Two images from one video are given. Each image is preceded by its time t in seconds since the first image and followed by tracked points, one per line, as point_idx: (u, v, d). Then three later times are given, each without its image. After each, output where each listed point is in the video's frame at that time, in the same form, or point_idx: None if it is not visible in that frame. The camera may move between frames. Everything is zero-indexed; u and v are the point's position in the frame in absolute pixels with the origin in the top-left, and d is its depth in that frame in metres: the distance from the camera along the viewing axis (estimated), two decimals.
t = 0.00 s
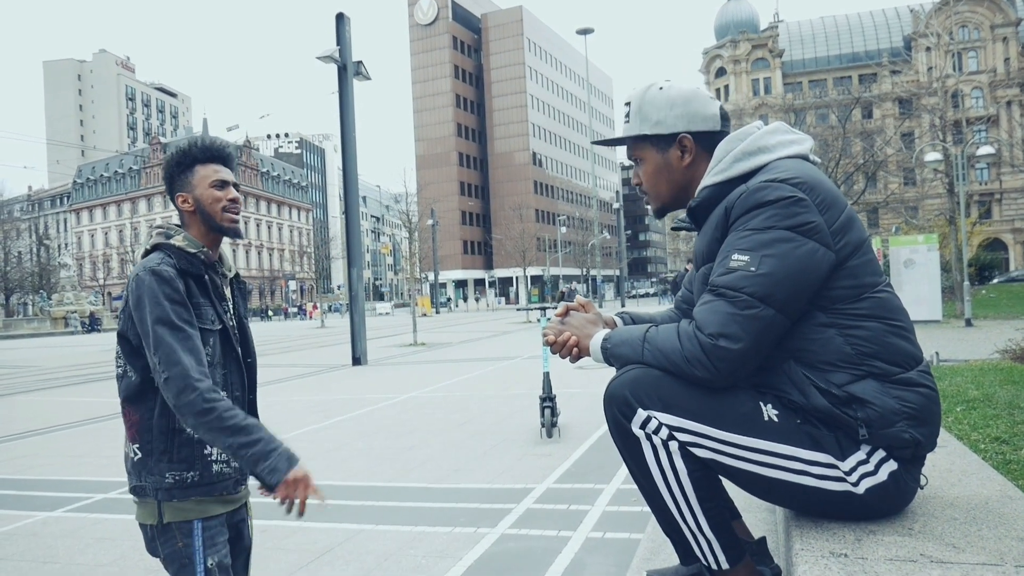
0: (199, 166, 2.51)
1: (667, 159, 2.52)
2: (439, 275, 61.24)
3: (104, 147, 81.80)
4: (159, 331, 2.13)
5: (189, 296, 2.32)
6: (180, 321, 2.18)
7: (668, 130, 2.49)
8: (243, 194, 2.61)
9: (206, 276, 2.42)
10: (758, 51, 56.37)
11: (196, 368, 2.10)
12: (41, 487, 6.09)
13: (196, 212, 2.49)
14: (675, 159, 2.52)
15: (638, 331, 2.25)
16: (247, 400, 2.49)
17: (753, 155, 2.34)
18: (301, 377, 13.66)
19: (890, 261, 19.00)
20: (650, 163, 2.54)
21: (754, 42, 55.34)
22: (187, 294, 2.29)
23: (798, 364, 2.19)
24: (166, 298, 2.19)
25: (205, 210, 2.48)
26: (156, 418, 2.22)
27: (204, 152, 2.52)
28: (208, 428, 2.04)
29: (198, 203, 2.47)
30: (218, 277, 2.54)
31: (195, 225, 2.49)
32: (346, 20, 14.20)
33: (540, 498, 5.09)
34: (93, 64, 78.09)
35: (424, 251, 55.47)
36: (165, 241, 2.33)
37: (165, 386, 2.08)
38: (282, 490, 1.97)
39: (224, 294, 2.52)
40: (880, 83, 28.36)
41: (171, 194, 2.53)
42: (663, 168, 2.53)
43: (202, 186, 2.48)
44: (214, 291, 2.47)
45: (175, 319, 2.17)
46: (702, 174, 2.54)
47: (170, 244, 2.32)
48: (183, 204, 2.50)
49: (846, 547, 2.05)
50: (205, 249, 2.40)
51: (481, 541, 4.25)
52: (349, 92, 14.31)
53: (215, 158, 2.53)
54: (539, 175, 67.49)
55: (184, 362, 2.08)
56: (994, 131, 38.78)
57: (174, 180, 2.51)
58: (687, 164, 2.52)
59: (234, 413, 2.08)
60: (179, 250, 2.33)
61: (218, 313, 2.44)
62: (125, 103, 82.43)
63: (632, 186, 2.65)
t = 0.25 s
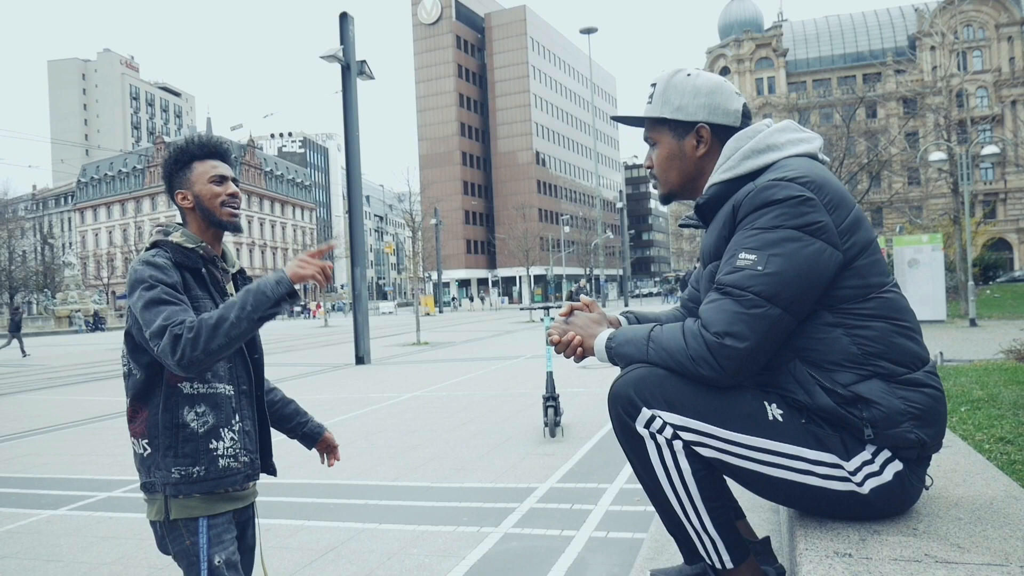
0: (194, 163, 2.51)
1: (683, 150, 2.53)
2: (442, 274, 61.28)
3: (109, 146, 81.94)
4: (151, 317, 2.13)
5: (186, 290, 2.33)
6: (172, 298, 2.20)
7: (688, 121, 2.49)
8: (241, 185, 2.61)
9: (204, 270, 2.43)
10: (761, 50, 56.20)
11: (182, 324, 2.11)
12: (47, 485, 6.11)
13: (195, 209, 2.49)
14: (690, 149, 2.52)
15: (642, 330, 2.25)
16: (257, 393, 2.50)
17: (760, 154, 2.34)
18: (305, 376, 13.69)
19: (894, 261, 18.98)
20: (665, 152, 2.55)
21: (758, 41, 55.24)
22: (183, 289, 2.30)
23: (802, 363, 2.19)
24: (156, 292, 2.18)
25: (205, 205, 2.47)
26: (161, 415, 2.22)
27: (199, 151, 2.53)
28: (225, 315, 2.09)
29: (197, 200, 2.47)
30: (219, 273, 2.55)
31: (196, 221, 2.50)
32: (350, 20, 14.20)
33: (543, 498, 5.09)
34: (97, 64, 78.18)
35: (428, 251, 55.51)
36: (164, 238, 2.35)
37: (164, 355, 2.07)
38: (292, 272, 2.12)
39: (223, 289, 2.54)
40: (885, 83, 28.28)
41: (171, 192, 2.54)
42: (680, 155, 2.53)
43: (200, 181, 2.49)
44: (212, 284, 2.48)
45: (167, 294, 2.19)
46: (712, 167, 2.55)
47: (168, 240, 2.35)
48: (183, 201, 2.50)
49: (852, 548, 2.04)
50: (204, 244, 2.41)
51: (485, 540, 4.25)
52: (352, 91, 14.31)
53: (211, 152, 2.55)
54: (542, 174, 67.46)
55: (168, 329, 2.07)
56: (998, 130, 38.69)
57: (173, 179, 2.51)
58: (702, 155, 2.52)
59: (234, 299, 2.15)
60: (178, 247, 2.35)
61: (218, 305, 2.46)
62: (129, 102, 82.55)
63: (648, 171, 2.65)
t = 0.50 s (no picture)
0: (247, 168, 2.51)
1: (691, 146, 2.52)
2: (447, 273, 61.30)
3: (115, 145, 82.18)
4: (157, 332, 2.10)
5: (206, 298, 2.31)
6: (180, 312, 2.15)
7: (696, 116, 2.49)
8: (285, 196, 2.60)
9: (230, 276, 2.42)
10: (767, 48, 56.02)
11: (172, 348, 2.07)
12: (53, 482, 6.15)
13: (234, 214, 2.48)
14: (698, 146, 2.52)
15: (649, 329, 2.24)
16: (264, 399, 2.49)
17: (766, 152, 2.33)
18: (310, 374, 13.73)
19: (900, 260, 18.91)
20: (672, 146, 2.54)
21: (763, 39, 55.08)
22: (202, 298, 2.28)
23: (808, 360, 2.18)
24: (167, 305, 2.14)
25: (245, 214, 2.46)
26: (165, 421, 2.20)
27: (252, 158, 2.53)
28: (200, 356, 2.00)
29: (238, 207, 2.46)
30: (243, 280, 2.53)
31: (232, 227, 2.49)
32: (355, 18, 14.22)
33: (548, 496, 5.09)
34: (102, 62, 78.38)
35: (432, 249, 55.61)
36: (195, 239, 2.34)
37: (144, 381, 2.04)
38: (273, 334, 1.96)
39: (247, 299, 2.52)
40: (891, 81, 28.23)
41: (214, 193, 2.53)
42: (686, 151, 2.54)
43: (246, 192, 2.47)
44: (236, 292, 2.46)
45: (178, 308, 2.14)
46: (719, 164, 2.54)
47: (199, 243, 2.34)
48: (223, 203, 2.50)
49: (858, 546, 2.04)
50: (235, 251, 2.40)
51: (490, 537, 4.26)
52: (357, 89, 14.32)
53: (264, 163, 2.55)
54: (547, 173, 67.45)
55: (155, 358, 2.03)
56: (1005, 129, 38.52)
57: (220, 179, 2.51)
58: (710, 151, 2.52)
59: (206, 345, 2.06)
60: (208, 249, 2.34)
61: (236, 317, 2.43)
62: (135, 101, 82.80)
63: (655, 165, 2.65)
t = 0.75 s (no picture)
0: (249, 160, 2.52)
1: (705, 135, 2.52)
2: (452, 269, 61.32)
3: (121, 141, 82.49)
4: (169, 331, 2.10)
5: (214, 295, 2.31)
6: (190, 314, 2.16)
7: (714, 106, 2.48)
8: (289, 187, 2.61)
9: (240, 269, 2.42)
10: (774, 45, 55.81)
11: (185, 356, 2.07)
12: (59, 476, 6.17)
13: (240, 205, 2.48)
14: (713, 135, 2.51)
15: (656, 324, 2.24)
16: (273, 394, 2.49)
17: (775, 147, 2.33)
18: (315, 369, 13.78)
19: (906, 257, 18.85)
20: (687, 133, 2.54)
21: (770, 36, 54.86)
22: (210, 292, 2.28)
23: (816, 358, 2.18)
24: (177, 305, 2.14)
25: (252, 203, 2.47)
26: (175, 415, 2.20)
27: (254, 148, 2.54)
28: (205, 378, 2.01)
29: (244, 198, 2.47)
30: (254, 272, 2.54)
31: (238, 219, 2.49)
32: (361, 14, 14.21)
33: (553, 492, 5.10)
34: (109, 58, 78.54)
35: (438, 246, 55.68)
36: (203, 233, 2.34)
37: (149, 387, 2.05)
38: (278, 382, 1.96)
39: (258, 293, 2.53)
40: (898, 78, 28.10)
41: (218, 184, 2.54)
42: (700, 139, 2.53)
43: (250, 180, 2.49)
44: (246, 287, 2.46)
45: (188, 312, 2.14)
46: (730, 157, 2.54)
47: (207, 236, 2.34)
48: (229, 196, 2.50)
49: (864, 543, 2.03)
50: (243, 244, 2.41)
51: (494, 533, 4.27)
52: (363, 85, 14.32)
53: (267, 154, 2.57)
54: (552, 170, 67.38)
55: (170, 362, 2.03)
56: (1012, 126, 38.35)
57: (223, 173, 2.52)
58: (724, 143, 2.51)
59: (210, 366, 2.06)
60: (215, 242, 2.34)
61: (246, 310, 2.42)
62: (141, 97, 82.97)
63: (666, 153, 2.64)
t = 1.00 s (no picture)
0: (215, 152, 2.51)
1: (698, 148, 2.51)
2: (455, 266, 61.38)
3: (125, 137, 82.62)
4: (212, 291, 2.18)
5: (220, 271, 2.35)
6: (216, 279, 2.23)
7: (701, 118, 2.47)
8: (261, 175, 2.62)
9: (231, 252, 2.43)
10: (778, 42, 55.69)
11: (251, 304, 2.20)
12: (63, 473, 6.18)
13: (217, 199, 2.49)
14: (705, 145, 2.50)
15: (660, 321, 2.23)
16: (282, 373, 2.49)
17: (777, 145, 2.31)
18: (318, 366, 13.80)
19: (911, 255, 18.85)
20: (679, 148, 2.53)
21: (774, 33, 54.75)
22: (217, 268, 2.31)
23: (821, 356, 2.17)
24: (199, 276, 2.20)
25: (230, 195, 2.48)
26: (190, 389, 2.23)
27: (219, 140, 2.53)
28: (291, 307, 2.24)
29: (221, 190, 2.47)
30: (246, 254, 2.56)
31: (219, 210, 2.51)
32: (365, 11, 14.20)
33: (555, 490, 5.10)
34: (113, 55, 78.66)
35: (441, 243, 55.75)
36: (188, 224, 2.34)
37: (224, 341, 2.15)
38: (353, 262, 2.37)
39: (250, 274, 2.54)
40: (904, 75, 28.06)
41: (191, 183, 2.54)
42: (694, 154, 2.52)
43: (221, 171, 2.49)
44: (237, 268, 2.47)
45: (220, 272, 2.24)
46: (727, 165, 2.53)
47: (191, 227, 2.34)
48: (205, 192, 2.51)
49: (868, 540, 2.04)
50: (226, 230, 2.40)
51: (498, 531, 4.27)
52: (367, 82, 14.31)
53: (232, 142, 2.55)
54: (556, 167, 67.36)
55: (244, 308, 2.16)
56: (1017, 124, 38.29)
57: (194, 171, 2.51)
58: (717, 151, 2.50)
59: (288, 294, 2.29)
60: (202, 232, 2.33)
61: (248, 287, 2.47)
62: (145, 94, 83.09)
63: (662, 170, 2.63)
